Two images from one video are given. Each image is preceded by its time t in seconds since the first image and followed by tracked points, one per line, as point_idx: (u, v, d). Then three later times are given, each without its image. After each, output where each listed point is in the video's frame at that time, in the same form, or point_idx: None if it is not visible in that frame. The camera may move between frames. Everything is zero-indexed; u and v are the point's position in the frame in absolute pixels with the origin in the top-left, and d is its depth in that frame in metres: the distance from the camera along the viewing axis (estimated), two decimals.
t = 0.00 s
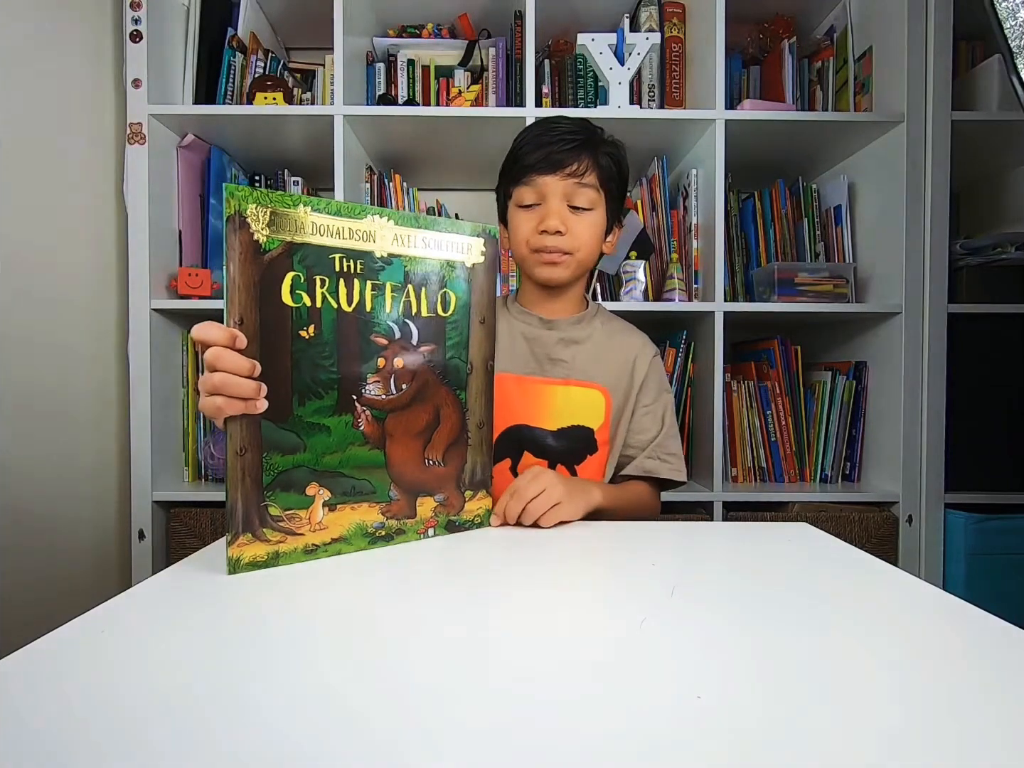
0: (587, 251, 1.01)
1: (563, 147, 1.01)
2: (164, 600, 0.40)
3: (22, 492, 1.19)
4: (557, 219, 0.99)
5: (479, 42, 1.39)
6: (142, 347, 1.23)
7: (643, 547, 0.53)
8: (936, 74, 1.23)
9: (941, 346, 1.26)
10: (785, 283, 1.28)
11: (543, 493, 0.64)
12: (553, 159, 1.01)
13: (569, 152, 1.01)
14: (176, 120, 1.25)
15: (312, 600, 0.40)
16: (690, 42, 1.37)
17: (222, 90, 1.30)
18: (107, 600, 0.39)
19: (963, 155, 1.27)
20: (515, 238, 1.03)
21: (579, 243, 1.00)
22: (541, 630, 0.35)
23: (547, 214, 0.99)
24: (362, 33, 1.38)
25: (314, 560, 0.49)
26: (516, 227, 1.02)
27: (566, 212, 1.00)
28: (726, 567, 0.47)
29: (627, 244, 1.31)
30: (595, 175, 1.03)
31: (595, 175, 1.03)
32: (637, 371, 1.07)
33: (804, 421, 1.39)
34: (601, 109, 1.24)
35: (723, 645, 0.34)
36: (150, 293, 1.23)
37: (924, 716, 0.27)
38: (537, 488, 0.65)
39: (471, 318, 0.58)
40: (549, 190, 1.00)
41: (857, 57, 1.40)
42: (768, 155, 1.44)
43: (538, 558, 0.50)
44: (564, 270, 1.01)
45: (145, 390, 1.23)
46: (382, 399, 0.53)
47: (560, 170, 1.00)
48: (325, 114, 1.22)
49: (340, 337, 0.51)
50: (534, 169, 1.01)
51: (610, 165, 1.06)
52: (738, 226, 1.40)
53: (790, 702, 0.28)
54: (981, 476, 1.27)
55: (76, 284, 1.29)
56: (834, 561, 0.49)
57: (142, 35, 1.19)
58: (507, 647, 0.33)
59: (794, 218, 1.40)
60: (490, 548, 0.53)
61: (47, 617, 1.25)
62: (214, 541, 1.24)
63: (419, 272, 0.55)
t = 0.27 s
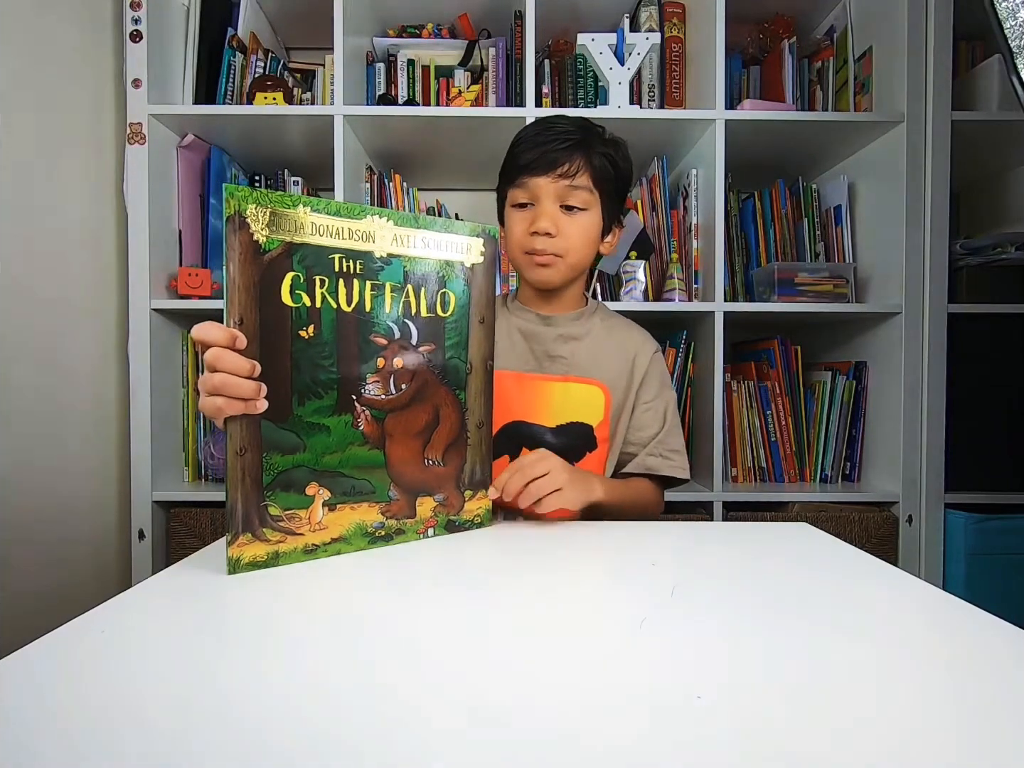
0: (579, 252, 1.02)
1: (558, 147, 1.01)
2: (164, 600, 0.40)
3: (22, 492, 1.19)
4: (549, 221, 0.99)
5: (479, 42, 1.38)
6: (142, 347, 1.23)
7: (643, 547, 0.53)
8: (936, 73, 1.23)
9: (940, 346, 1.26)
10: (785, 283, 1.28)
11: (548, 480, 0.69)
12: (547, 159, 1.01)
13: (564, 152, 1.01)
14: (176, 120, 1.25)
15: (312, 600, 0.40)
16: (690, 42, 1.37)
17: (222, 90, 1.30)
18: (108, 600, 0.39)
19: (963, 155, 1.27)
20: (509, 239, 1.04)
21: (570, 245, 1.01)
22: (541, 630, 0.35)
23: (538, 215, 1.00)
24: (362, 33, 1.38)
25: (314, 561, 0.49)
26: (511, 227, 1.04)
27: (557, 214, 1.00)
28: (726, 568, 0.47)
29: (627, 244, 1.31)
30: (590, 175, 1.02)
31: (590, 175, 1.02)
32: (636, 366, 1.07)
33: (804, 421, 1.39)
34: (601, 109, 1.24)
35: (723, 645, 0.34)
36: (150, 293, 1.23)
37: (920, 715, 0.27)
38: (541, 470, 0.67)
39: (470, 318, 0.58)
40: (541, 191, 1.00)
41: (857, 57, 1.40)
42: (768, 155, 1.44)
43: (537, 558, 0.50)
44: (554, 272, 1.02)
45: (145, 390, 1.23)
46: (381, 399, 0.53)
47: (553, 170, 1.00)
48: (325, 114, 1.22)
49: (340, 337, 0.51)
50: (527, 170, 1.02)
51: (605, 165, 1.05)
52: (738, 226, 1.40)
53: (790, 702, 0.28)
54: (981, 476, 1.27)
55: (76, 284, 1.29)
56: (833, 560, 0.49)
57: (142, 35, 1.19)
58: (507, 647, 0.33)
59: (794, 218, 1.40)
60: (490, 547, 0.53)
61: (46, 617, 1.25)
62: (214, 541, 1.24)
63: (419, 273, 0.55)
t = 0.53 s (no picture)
0: (579, 252, 1.03)
1: (559, 147, 1.01)
2: (164, 600, 0.40)
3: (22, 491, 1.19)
4: (547, 221, 1.02)
5: (479, 42, 1.38)
6: (142, 347, 1.23)
7: (644, 547, 0.53)
8: (936, 73, 1.23)
9: (940, 346, 1.26)
10: (785, 283, 1.28)
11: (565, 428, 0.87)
12: (548, 159, 1.01)
13: (565, 152, 1.01)
14: (176, 120, 1.24)
15: (312, 600, 0.40)
16: (690, 42, 1.37)
17: (222, 90, 1.30)
18: (107, 600, 0.39)
19: (964, 155, 1.27)
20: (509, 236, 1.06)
21: (568, 246, 1.02)
22: (541, 630, 0.35)
23: (538, 215, 1.02)
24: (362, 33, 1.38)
25: (314, 561, 0.49)
26: (511, 225, 1.06)
27: (556, 214, 1.02)
28: (726, 568, 0.47)
29: (627, 244, 1.31)
30: (591, 176, 1.02)
31: (591, 176, 1.02)
32: (631, 356, 1.07)
33: (804, 421, 1.39)
34: (601, 109, 1.24)
35: (723, 645, 0.34)
36: (150, 293, 1.23)
37: (919, 715, 0.27)
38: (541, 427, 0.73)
39: (472, 319, 0.58)
40: (541, 191, 1.02)
41: (857, 57, 1.40)
42: (768, 155, 1.44)
43: (538, 558, 0.49)
44: (551, 272, 1.03)
45: (145, 390, 1.23)
46: (382, 399, 0.53)
47: (554, 170, 1.01)
48: (325, 114, 1.22)
49: (340, 337, 0.51)
50: (528, 169, 1.03)
51: (606, 167, 1.04)
52: (738, 226, 1.40)
53: (789, 703, 0.28)
54: (981, 476, 1.27)
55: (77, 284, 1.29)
56: (834, 561, 0.49)
57: (142, 35, 1.19)
58: (507, 647, 0.33)
59: (794, 218, 1.40)
60: (490, 548, 0.53)
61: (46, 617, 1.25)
62: (214, 541, 1.24)
63: (421, 272, 0.55)
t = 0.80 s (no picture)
0: (579, 248, 1.02)
1: (558, 143, 1.02)
2: (163, 600, 0.40)
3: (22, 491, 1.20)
4: (547, 216, 1.01)
5: (479, 42, 1.39)
6: (142, 347, 1.23)
7: (643, 547, 0.53)
8: (936, 73, 1.23)
9: (940, 346, 1.26)
10: (785, 283, 1.28)
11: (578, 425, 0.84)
12: (547, 156, 1.01)
13: (564, 148, 1.01)
14: (176, 120, 1.24)
15: (311, 600, 0.40)
16: (690, 42, 1.37)
17: (222, 90, 1.31)
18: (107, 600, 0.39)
19: (964, 155, 1.27)
20: (509, 234, 1.05)
21: (569, 241, 1.01)
22: (540, 630, 0.35)
23: (538, 210, 1.01)
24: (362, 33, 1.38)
25: (314, 561, 0.49)
26: (510, 223, 1.05)
27: (556, 209, 1.01)
28: (726, 568, 0.47)
29: (626, 244, 1.31)
30: (590, 172, 1.02)
31: (590, 172, 1.02)
32: (623, 349, 1.07)
33: (804, 421, 1.39)
34: (601, 109, 1.24)
35: (722, 646, 0.34)
36: (150, 293, 1.23)
37: (919, 715, 0.27)
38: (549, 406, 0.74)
39: (468, 319, 0.58)
40: (540, 186, 1.01)
41: (857, 57, 1.40)
42: (768, 155, 1.44)
43: (537, 558, 0.49)
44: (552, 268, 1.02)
45: (145, 390, 1.23)
46: (380, 399, 0.53)
47: (554, 166, 1.01)
48: (325, 114, 1.22)
49: (338, 337, 0.51)
50: (527, 166, 1.03)
51: (605, 165, 1.04)
52: (738, 226, 1.40)
53: (787, 703, 0.28)
54: (981, 476, 1.27)
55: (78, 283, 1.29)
56: (834, 561, 0.49)
57: (142, 35, 1.19)
58: (505, 647, 0.33)
59: (794, 218, 1.40)
60: (490, 548, 0.53)
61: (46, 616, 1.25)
62: (214, 541, 1.24)
63: (416, 274, 0.55)
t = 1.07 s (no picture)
0: (578, 248, 1.03)
1: (552, 147, 1.01)
2: (164, 599, 0.40)
3: (22, 490, 1.20)
4: (546, 218, 1.01)
5: (479, 42, 1.39)
6: (142, 347, 1.23)
7: (644, 547, 0.53)
8: (936, 73, 1.23)
9: (940, 346, 1.26)
10: (785, 283, 1.28)
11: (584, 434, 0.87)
12: (542, 159, 1.01)
13: (558, 151, 1.01)
14: (176, 120, 1.24)
15: (312, 599, 0.40)
16: (690, 42, 1.37)
17: (222, 90, 1.31)
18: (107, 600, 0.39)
19: (964, 154, 1.27)
20: (507, 240, 1.05)
21: (568, 243, 1.02)
22: (540, 630, 0.35)
23: (536, 214, 1.01)
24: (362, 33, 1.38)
25: (314, 560, 0.49)
26: (508, 229, 1.05)
27: (554, 211, 1.01)
28: (727, 567, 0.47)
29: (626, 244, 1.31)
30: (586, 173, 1.03)
31: (586, 173, 1.03)
32: (636, 372, 1.07)
33: (804, 421, 1.39)
34: (601, 109, 1.24)
35: (722, 645, 0.34)
36: (150, 293, 1.23)
37: (919, 715, 0.27)
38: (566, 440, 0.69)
39: (469, 319, 0.58)
40: (537, 190, 1.01)
41: (857, 57, 1.40)
42: (768, 155, 1.44)
43: (537, 558, 0.49)
44: (554, 270, 1.03)
45: (145, 390, 1.23)
46: (380, 399, 0.53)
47: (550, 169, 1.01)
48: (325, 114, 1.22)
49: (339, 337, 0.51)
50: (522, 170, 1.02)
51: (599, 165, 1.04)
52: (738, 226, 1.40)
53: (788, 702, 0.28)
54: (981, 476, 1.27)
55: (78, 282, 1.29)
56: (834, 561, 0.49)
57: (142, 35, 1.19)
58: (506, 646, 0.33)
59: (794, 218, 1.40)
60: (490, 547, 0.53)
61: (46, 616, 1.25)
62: (214, 541, 1.24)
63: (416, 274, 0.55)
